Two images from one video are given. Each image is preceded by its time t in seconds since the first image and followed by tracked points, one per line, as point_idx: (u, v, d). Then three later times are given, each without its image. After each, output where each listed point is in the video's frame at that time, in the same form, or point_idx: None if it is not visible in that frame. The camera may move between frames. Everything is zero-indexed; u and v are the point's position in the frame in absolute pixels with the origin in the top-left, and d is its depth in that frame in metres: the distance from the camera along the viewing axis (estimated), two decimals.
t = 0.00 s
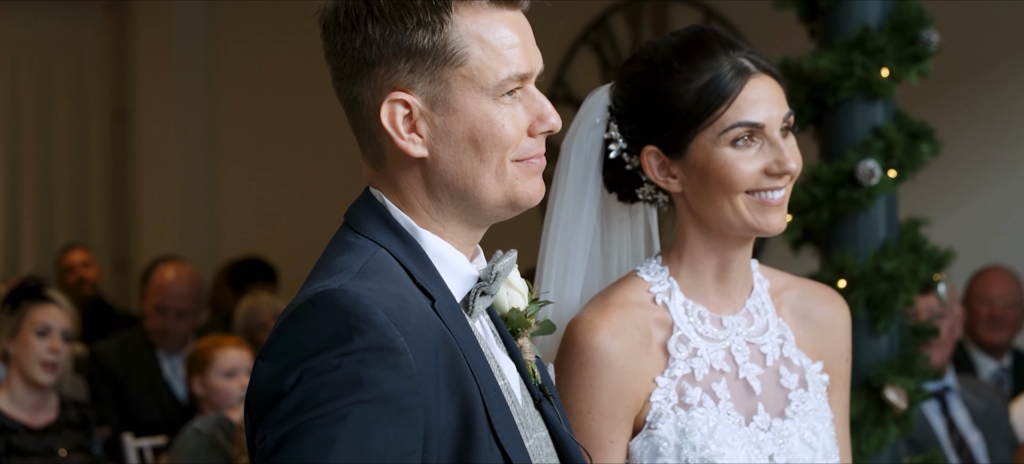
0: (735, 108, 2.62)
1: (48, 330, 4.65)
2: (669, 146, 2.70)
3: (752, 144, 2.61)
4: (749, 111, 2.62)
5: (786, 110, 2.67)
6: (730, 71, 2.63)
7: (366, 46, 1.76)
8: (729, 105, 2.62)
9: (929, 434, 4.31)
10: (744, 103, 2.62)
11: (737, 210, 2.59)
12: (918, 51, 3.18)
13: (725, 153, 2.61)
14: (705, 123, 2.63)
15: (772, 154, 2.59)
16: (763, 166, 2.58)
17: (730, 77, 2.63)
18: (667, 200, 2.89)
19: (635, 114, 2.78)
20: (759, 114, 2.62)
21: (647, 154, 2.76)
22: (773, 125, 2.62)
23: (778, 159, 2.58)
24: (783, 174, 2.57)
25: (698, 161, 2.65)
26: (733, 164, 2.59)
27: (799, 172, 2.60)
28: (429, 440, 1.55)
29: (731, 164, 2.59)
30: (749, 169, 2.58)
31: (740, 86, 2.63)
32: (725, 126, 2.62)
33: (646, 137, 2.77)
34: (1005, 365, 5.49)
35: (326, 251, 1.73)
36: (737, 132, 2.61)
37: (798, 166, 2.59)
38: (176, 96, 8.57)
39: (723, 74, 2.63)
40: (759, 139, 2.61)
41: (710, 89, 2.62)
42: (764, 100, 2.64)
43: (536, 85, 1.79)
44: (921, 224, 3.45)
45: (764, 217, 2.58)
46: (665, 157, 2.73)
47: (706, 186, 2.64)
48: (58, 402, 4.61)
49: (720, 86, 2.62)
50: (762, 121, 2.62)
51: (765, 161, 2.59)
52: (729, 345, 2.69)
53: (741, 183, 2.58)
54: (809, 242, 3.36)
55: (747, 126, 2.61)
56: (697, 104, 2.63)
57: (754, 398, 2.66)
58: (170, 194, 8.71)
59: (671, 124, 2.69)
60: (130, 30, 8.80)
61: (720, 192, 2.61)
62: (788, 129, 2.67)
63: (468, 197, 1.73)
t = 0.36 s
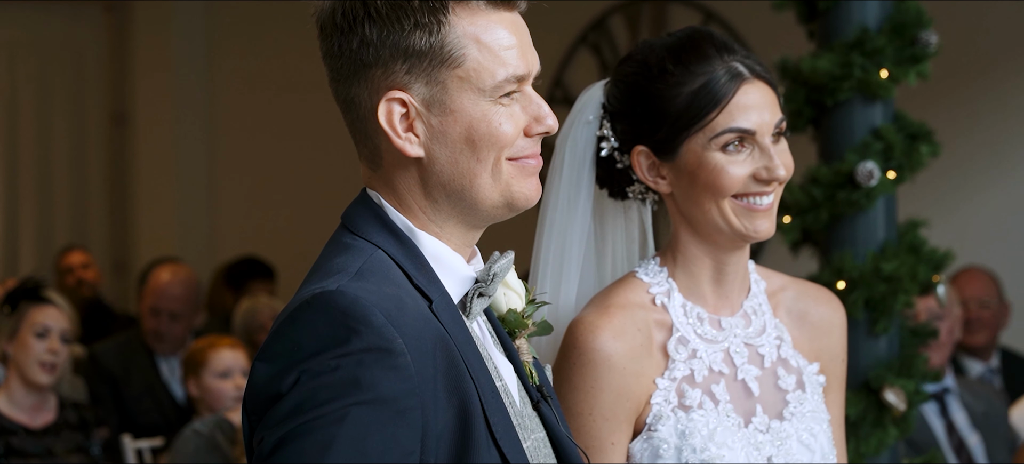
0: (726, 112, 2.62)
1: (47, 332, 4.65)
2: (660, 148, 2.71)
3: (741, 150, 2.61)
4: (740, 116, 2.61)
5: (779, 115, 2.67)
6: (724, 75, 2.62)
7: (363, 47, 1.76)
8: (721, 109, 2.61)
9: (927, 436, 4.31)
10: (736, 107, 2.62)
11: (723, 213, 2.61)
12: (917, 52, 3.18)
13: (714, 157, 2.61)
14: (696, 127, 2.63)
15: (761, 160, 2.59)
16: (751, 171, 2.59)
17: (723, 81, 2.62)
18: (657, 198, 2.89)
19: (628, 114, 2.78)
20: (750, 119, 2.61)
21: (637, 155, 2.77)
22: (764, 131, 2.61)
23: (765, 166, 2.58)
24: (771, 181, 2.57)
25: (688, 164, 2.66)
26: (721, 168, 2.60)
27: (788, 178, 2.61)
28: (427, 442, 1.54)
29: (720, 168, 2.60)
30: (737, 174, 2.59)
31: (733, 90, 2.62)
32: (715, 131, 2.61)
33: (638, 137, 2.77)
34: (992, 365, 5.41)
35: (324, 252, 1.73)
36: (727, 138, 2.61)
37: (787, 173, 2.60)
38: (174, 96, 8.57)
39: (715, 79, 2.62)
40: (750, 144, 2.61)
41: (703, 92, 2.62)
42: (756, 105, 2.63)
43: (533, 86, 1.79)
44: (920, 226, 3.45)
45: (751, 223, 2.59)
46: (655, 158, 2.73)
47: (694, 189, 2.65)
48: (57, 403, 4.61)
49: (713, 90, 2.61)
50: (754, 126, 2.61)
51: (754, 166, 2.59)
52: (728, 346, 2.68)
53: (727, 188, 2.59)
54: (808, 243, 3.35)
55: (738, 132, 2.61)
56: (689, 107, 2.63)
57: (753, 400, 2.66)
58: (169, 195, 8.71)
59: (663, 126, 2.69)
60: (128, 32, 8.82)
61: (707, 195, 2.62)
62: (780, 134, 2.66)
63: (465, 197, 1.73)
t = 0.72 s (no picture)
0: (723, 116, 2.62)
1: (50, 337, 4.65)
2: (658, 153, 2.71)
3: (739, 154, 2.61)
4: (737, 120, 2.62)
5: (777, 119, 2.67)
6: (722, 79, 2.63)
7: (365, 53, 1.76)
8: (719, 113, 2.62)
9: (929, 441, 4.31)
10: (732, 112, 2.62)
11: (722, 217, 2.61)
12: (920, 58, 3.17)
13: (712, 162, 2.61)
14: (693, 131, 2.63)
15: (759, 164, 2.59)
16: (749, 175, 2.59)
17: (720, 85, 2.62)
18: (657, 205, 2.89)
19: (626, 120, 2.78)
20: (748, 123, 2.62)
21: (635, 160, 2.77)
22: (762, 136, 2.61)
23: (763, 170, 2.59)
24: (770, 185, 2.58)
25: (685, 169, 2.66)
26: (718, 172, 2.60)
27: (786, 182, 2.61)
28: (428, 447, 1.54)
29: (717, 173, 2.60)
30: (735, 178, 2.59)
31: (730, 94, 2.63)
32: (712, 134, 2.61)
33: (635, 143, 2.77)
34: (979, 371, 5.22)
35: (325, 257, 1.73)
36: (724, 142, 2.61)
37: (785, 177, 2.60)
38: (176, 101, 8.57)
39: (712, 83, 2.62)
40: (747, 149, 2.61)
41: (701, 97, 2.62)
42: (753, 109, 2.63)
43: (534, 92, 1.79)
44: (923, 231, 3.45)
45: (750, 226, 2.59)
46: (653, 163, 2.73)
47: (692, 193, 2.65)
48: (59, 408, 4.61)
49: (710, 95, 2.61)
50: (751, 130, 2.61)
51: (752, 170, 2.59)
52: (731, 352, 2.68)
53: (726, 192, 2.59)
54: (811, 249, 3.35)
55: (735, 136, 2.61)
56: (686, 111, 2.63)
57: (754, 406, 2.66)
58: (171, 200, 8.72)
59: (660, 131, 2.69)
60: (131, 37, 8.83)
61: (705, 200, 2.62)
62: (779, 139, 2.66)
63: (466, 203, 1.73)
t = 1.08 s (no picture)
0: (701, 125, 2.61)
1: (53, 347, 4.65)
2: (642, 163, 2.72)
3: (716, 164, 2.61)
4: (714, 130, 2.61)
5: (764, 127, 2.64)
6: (704, 88, 2.62)
7: (369, 65, 1.76)
8: (697, 123, 2.61)
9: (933, 451, 4.31)
10: (708, 122, 2.61)
11: (699, 227, 2.61)
12: (922, 69, 3.19)
13: (688, 172, 2.62)
14: (671, 142, 2.64)
15: (734, 174, 2.58)
16: (725, 185, 2.58)
17: (701, 95, 2.62)
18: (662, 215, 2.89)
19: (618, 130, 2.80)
20: (725, 133, 2.60)
21: (624, 169, 2.78)
22: (739, 145, 2.60)
23: (737, 180, 2.57)
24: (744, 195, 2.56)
25: (666, 179, 2.67)
26: (694, 183, 2.61)
27: (763, 191, 2.59)
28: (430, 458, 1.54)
29: (693, 184, 2.61)
30: (709, 189, 2.59)
31: (710, 103, 2.62)
32: (689, 145, 2.62)
33: (625, 152, 2.78)
34: (978, 381, 5.10)
35: (328, 268, 1.73)
36: (699, 152, 2.61)
37: (760, 186, 2.58)
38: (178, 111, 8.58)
39: (689, 93, 2.62)
40: (724, 159, 2.60)
41: (680, 107, 2.62)
42: (733, 118, 2.61)
43: (539, 102, 1.80)
44: (925, 241, 3.45)
45: (727, 237, 2.59)
46: (640, 173, 2.74)
47: (672, 203, 2.66)
48: (62, 419, 4.60)
49: (687, 105, 2.62)
50: (726, 140, 2.60)
51: (727, 181, 2.59)
52: (727, 363, 2.68)
53: (701, 202, 2.60)
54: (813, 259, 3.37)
55: (710, 146, 2.60)
56: (666, 121, 2.64)
57: (751, 416, 2.66)
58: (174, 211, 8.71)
59: (642, 141, 2.71)
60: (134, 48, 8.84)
61: (684, 210, 2.63)
62: (763, 147, 2.63)
63: (469, 213, 1.73)
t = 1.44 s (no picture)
0: (697, 128, 2.62)
1: (54, 354, 4.65)
2: (641, 165, 2.72)
3: (711, 167, 2.61)
4: (710, 133, 2.61)
5: (763, 132, 2.64)
6: (702, 93, 2.63)
7: (372, 70, 1.77)
8: (693, 126, 2.62)
9: (935, 457, 4.31)
10: (704, 125, 2.61)
11: (694, 229, 2.62)
12: (922, 75, 3.20)
13: (684, 175, 2.62)
14: (668, 145, 2.65)
15: (728, 177, 2.58)
16: (719, 188, 2.59)
17: (698, 99, 2.62)
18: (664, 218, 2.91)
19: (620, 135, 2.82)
20: (721, 136, 2.61)
21: (625, 172, 2.79)
22: (734, 149, 2.60)
23: (730, 183, 2.57)
24: (737, 197, 2.56)
25: (663, 182, 2.67)
26: (689, 185, 2.61)
27: (757, 195, 2.59)
28: None
29: (688, 186, 2.61)
30: (703, 191, 2.59)
31: (707, 107, 2.63)
32: (685, 147, 2.62)
33: (625, 155, 2.78)
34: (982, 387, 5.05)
35: (328, 275, 1.74)
36: (695, 155, 2.61)
37: (754, 189, 2.58)
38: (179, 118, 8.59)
39: (686, 97, 2.63)
40: (720, 162, 2.60)
41: (677, 111, 2.63)
42: (730, 122, 2.61)
43: (540, 111, 1.80)
44: (926, 247, 3.45)
45: (721, 239, 2.59)
46: (639, 176, 2.75)
47: (668, 205, 2.66)
48: (63, 426, 4.61)
49: (684, 108, 2.63)
50: (722, 144, 2.60)
51: (722, 183, 2.59)
52: (726, 368, 2.69)
53: (695, 204, 2.60)
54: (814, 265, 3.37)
55: (705, 149, 2.61)
56: (664, 125, 2.65)
57: (749, 422, 2.66)
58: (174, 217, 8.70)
59: (641, 144, 2.72)
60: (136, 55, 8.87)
61: (680, 212, 2.64)
62: (761, 152, 2.63)
63: (470, 220, 1.73)
